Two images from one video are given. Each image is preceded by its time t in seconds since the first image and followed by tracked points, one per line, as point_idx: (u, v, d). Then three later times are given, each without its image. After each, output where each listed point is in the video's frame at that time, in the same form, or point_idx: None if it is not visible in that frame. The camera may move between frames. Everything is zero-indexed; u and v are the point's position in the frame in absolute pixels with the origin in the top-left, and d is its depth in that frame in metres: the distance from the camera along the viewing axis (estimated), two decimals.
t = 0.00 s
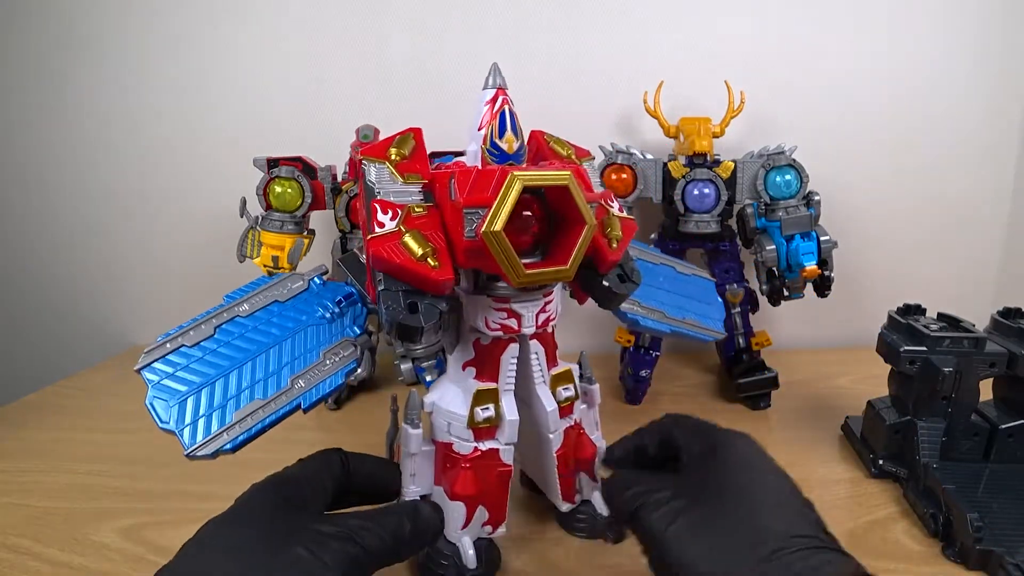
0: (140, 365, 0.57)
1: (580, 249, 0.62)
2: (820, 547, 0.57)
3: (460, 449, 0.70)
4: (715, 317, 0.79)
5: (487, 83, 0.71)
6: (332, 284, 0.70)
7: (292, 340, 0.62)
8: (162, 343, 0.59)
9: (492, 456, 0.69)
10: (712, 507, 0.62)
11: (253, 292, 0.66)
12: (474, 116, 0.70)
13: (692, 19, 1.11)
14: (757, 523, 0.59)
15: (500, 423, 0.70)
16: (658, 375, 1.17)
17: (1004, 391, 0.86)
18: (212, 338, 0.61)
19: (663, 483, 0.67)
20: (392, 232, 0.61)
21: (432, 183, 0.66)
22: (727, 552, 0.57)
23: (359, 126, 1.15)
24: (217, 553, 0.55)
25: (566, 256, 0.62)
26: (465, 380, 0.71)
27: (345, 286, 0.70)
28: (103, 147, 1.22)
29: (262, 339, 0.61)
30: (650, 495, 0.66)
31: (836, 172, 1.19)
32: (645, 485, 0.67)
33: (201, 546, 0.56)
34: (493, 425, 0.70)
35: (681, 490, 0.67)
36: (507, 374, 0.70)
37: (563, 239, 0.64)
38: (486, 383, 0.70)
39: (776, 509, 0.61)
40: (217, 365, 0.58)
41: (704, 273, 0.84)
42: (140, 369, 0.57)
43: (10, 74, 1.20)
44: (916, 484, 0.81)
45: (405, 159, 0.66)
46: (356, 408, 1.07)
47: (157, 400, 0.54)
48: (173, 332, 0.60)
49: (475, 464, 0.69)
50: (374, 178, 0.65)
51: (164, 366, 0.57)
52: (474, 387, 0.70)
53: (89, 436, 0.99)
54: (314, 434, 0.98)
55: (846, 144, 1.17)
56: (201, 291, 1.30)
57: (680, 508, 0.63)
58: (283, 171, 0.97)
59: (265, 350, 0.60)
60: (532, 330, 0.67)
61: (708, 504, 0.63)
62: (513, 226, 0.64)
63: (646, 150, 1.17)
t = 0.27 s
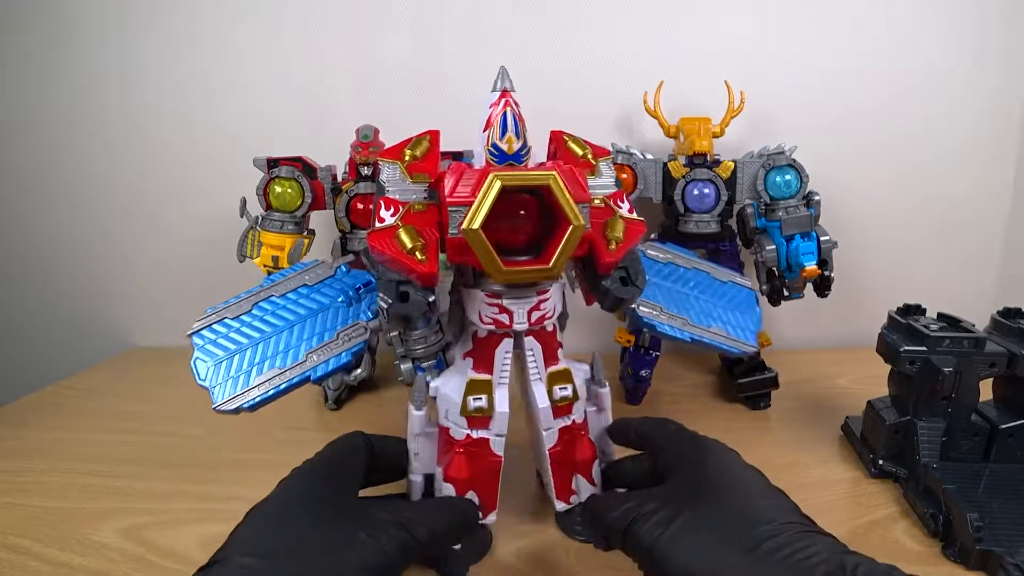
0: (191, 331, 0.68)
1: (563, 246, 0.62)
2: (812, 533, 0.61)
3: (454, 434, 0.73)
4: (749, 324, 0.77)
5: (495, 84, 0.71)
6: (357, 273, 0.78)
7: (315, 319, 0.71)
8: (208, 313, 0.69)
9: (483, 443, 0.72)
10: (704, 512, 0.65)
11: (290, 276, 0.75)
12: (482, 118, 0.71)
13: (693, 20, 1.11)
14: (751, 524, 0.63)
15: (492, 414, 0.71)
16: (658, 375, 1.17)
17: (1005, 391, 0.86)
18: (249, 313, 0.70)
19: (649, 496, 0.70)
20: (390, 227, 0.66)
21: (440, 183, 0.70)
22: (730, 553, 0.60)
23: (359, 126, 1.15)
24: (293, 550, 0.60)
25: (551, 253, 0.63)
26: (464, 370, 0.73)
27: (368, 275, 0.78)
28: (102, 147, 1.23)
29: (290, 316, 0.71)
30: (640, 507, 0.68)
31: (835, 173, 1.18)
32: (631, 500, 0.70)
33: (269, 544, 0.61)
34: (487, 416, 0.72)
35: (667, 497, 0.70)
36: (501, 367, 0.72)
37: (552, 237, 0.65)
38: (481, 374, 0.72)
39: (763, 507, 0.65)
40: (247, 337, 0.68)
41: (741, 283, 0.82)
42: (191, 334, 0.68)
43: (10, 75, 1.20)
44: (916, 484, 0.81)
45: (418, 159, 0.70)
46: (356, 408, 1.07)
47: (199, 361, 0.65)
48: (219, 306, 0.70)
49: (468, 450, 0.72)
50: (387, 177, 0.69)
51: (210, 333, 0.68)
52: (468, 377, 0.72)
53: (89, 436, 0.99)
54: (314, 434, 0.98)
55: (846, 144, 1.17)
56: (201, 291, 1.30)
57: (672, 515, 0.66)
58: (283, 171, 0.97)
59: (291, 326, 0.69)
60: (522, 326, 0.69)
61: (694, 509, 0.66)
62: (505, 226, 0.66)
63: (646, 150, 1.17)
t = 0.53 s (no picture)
0: (224, 315, 0.77)
1: (540, 249, 0.62)
2: (822, 538, 0.59)
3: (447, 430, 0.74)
4: (779, 342, 0.72)
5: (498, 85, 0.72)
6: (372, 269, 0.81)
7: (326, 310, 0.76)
8: (239, 299, 0.78)
9: (471, 442, 0.73)
10: (715, 509, 0.63)
11: (311, 269, 0.80)
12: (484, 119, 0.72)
13: (694, 19, 1.11)
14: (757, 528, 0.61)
15: (481, 414, 0.72)
16: (658, 375, 1.17)
17: (1005, 391, 0.86)
18: (272, 301, 0.78)
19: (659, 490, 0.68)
20: (383, 225, 0.70)
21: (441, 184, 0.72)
22: (737, 554, 0.58)
23: (359, 126, 1.15)
24: (316, 547, 0.59)
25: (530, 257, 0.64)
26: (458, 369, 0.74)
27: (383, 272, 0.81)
28: (102, 147, 1.22)
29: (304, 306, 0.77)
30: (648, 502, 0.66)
31: (836, 172, 1.19)
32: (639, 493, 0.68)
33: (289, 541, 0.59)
34: (476, 415, 0.72)
35: (680, 492, 0.67)
36: (491, 368, 0.72)
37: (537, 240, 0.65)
38: (472, 373, 0.72)
39: (774, 509, 0.62)
40: (270, 321, 0.76)
41: (779, 295, 0.77)
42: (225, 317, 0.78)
43: (11, 75, 1.20)
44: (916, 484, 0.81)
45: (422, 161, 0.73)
46: (356, 408, 1.07)
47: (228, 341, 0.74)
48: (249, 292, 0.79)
49: (457, 447, 0.73)
50: (392, 177, 0.73)
51: (240, 318, 0.77)
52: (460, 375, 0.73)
53: (89, 437, 0.99)
54: (314, 434, 0.98)
55: (846, 144, 1.17)
56: (201, 291, 1.30)
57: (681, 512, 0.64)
58: (283, 171, 0.96)
59: (304, 316, 0.75)
60: (510, 328, 0.69)
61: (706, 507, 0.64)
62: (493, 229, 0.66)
63: (646, 150, 1.17)
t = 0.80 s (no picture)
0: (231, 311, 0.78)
1: (538, 251, 0.62)
2: (752, 517, 0.56)
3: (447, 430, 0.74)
4: (784, 347, 0.72)
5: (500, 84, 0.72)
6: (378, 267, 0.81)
7: (331, 308, 0.76)
8: (247, 296, 0.79)
9: (470, 442, 0.73)
10: (649, 467, 0.59)
11: (318, 266, 0.81)
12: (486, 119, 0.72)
13: (694, 19, 1.11)
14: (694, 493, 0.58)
15: (480, 415, 0.72)
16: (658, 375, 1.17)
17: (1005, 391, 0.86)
18: (278, 298, 0.79)
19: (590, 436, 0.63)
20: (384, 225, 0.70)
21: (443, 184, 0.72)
22: (659, 523, 0.55)
23: (360, 126, 1.15)
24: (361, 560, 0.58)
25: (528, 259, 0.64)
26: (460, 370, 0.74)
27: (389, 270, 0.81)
28: (102, 147, 1.22)
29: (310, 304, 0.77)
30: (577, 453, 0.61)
31: (836, 172, 1.19)
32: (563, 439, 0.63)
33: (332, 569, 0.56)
34: (476, 416, 0.72)
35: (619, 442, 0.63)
36: (491, 369, 0.72)
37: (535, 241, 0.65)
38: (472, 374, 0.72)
39: (712, 469, 0.59)
40: (277, 318, 0.76)
41: (789, 298, 0.77)
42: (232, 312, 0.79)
43: (11, 75, 1.20)
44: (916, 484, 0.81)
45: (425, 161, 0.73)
46: (355, 408, 1.07)
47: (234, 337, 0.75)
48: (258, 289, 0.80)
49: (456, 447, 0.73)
50: (394, 176, 0.73)
51: (247, 315, 0.78)
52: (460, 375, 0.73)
53: (89, 437, 0.99)
54: (314, 434, 0.98)
55: (846, 144, 1.17)
56: (201, 291, 1.30)
57: (610, 466, 0.60)
58: (283, 171, 0.96)
59: (309, 314, 0.76)
60: (509, 330, 0.69)
61: (642, 463, 0.60)
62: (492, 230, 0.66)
63: (646, 150, 1.17)
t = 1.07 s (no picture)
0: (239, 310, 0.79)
1: (538, 250, 0.62)
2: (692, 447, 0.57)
3: (449, 429, 0.74)
4: (790, 351, 0.72)
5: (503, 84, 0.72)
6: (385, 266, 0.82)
7: (338, 306, 0.77)
8: (254, 295, 0.79)
9: (472, 441, 0.73)
10: (607, 390, 0.62)
11: (324, 266, 0.82)
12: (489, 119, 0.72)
13: (693, 19, 1.11)
14: (647, 431, 0.58)
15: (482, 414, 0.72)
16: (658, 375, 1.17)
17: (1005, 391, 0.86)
18: (286, 297, 0.79)
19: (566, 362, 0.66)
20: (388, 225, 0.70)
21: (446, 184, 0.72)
22: (599, 438, 0.58)
23: (359, 126, 1.15)
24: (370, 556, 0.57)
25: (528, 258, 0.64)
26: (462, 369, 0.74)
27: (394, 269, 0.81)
28: (102, 147, 1.23)
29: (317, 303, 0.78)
30: (551, 367, 0.64)
31: (835, 172, 1.19)
32: (544, 352, 0.65)
33: (348, 570, 0.54)
34: (477, 415, 0.72)
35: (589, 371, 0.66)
36: (493, 369, 0.72)
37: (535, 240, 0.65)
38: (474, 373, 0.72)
39: (665, 407, 0.61)
40: (284, 317, 0.77)
41: (793, 300, 0.77)
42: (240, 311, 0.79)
43: (11, 75, 1.20)
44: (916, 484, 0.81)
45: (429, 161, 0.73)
46: (355, 408, 1.07)
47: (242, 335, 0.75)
48: (267, 288, 0.80)
49: (458, 446, 0.74)
50: (398, 176, 0.73)
51: (255, 314, 0.78)
52: (462, 374, 0.73)
53: (88, 437, 0.99)
54: (315, 434, 0.98)
55: (846, 144, 1.17)
56: (201, 291, 1.30)
57: (577, 389, 0.62)
58: (283, 171, 0.97)
59: (317, 312, 0.76)
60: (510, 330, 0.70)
61: (602, 387, 0.62)
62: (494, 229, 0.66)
63: (646, 150, 1.17)
